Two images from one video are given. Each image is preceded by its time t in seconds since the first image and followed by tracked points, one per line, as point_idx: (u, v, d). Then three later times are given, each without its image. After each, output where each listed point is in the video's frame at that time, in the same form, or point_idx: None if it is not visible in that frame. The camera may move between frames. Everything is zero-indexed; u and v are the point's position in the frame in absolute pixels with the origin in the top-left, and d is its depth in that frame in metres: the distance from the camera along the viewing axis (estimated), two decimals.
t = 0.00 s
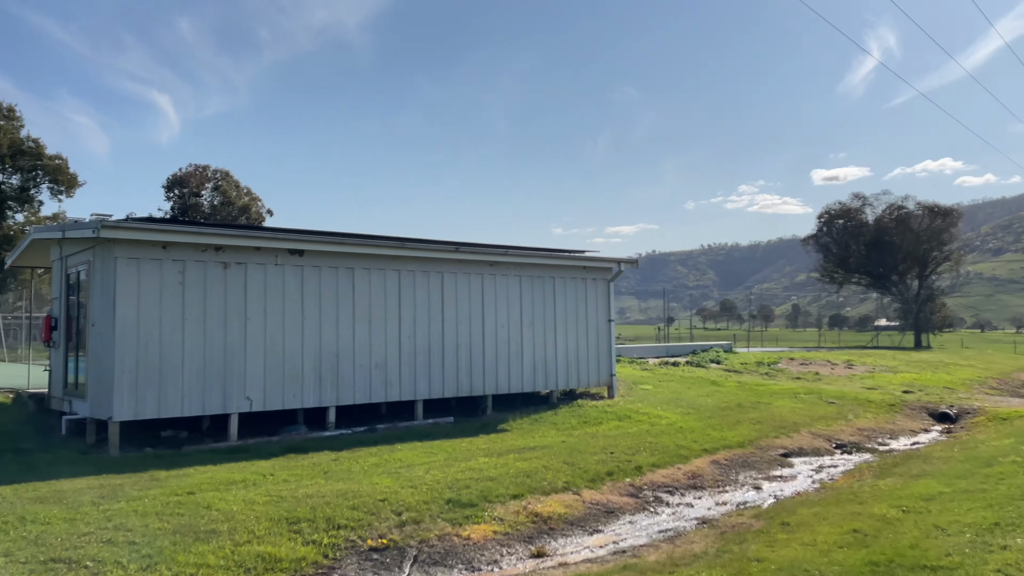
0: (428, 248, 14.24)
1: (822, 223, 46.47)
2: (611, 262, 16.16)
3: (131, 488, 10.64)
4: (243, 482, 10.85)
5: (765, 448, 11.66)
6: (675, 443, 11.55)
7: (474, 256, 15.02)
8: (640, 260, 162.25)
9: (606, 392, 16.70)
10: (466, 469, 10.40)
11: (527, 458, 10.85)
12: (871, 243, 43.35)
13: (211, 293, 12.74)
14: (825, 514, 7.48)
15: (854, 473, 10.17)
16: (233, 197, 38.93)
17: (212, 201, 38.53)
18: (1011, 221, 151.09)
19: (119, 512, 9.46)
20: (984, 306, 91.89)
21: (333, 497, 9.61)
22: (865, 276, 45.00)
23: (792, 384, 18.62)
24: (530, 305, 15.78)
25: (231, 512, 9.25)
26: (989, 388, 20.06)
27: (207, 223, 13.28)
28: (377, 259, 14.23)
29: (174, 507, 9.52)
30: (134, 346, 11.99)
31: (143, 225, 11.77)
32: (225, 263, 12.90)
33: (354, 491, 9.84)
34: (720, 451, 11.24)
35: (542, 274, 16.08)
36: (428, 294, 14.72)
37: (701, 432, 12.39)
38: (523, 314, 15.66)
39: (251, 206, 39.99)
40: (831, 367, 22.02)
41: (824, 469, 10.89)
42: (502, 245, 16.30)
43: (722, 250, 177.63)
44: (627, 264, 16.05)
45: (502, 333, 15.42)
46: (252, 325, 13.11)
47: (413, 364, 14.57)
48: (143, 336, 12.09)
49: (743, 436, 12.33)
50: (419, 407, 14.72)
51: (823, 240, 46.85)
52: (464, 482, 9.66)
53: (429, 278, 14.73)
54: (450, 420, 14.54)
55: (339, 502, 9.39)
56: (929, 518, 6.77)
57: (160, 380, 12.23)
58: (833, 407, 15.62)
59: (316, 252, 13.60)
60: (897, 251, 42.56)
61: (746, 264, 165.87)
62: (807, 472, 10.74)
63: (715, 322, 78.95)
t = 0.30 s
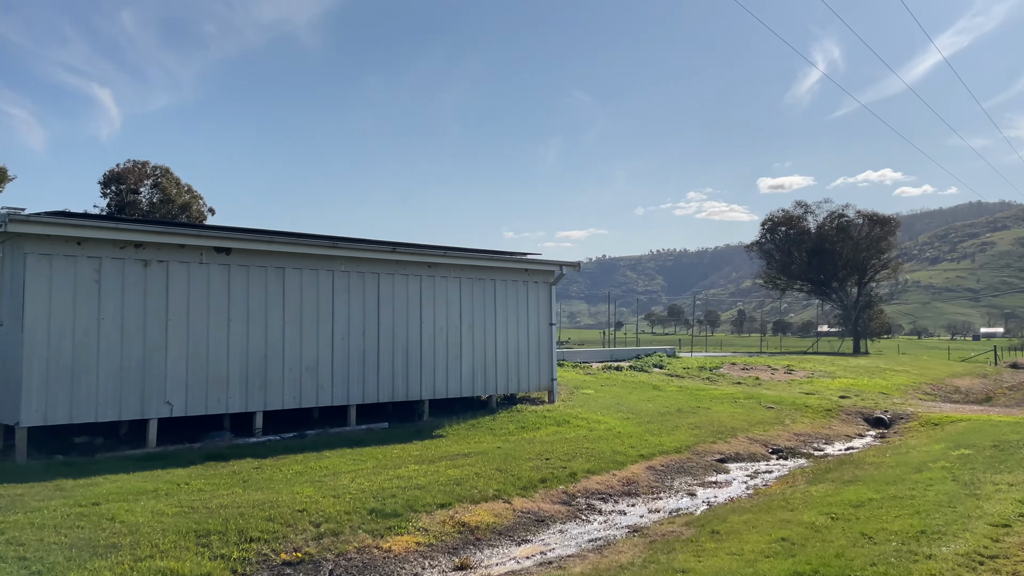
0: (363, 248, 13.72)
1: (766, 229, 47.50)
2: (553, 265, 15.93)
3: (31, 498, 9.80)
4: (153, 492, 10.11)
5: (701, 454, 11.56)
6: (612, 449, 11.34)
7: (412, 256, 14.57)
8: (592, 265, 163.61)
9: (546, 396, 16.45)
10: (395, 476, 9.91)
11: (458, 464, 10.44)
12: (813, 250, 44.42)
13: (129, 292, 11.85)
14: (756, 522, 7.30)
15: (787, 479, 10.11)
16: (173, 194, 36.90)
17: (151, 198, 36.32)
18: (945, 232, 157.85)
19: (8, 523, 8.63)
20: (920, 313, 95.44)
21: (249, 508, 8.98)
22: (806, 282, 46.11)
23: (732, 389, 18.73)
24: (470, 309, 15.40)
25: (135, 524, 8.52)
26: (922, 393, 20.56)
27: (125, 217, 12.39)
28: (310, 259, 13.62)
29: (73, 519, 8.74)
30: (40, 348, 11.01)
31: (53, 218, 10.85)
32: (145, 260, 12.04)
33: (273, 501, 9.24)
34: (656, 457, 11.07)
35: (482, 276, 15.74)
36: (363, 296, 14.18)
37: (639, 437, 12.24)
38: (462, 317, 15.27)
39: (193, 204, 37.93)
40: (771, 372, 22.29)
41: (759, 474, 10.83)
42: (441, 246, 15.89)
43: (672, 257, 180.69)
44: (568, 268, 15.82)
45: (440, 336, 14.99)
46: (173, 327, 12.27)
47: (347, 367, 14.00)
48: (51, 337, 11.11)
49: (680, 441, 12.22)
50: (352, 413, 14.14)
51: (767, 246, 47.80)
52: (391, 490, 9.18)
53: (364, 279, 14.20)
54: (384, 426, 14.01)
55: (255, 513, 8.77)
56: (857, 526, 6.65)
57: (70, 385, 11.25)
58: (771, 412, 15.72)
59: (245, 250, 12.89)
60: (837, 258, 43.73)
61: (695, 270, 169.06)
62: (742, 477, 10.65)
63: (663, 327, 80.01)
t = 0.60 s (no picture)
0: (303, 247, 13.17)
1: (715, 236, 48.32)
2: (499, 268, 15.65)
3: None
4: (64, 502, 9.39)
5: (644, 459, 11.47)
6: (554, 455, 11.12)
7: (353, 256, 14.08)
8: (547, 269, 164.23)
9: (492, 400, 16.14)
10: (327, 484, 9.44)
11: (395, 471, 10.03)
12: (760, 257, 45.38)
13: (49, 291, 11.01)
14: (693, 530, 7.15)
15: (728, 485, 10.05)
16: (117, 192, 34.24)
17: (93, 195, 33.44)
18: (887, 242, 163.82)
19: None
20: (863, 320, 98.64)
21: (167, 519, 8.39)
22: (754, 288, 47.03)
23: (679, 394, 18.80)
24: (413, 312, 14.96)
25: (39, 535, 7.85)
26: (863, 399, 21.00)
27: (45, 211, 11.53)
28: (246, 258, 13.00)
29: None
30: None
31: None
32: (67, 257, 11.21)
33: (193, 511, 8.67)
34: (599, 463, 10.90)
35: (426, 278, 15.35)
36: (302, 298, 13.62)
37: (583, 442, 12.08)
38: (405, 320, 14.83)
39: (138, 203, 35.19)
40: (718, 377, 22.51)
41: (701, 480, 10.77)
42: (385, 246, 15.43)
43: (627, 262, 182.88)
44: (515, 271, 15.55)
45: (383, 339, 14.53)
46: (96, 328, 11.46)
47: (284, 371, 13.41)
48: None
49: (624, 446, 12.11)
50: (289, 417, 13.56)
51: (715, 252, 48.61)
52: (320, 499, 8.72)
53: (303, 280, 13.65)
54: (322, 431, 13.47)
55: (173, 523, 8.20)
56: (794, 534, 6.55)
57: None
58: (716, 417, 15.77)
59: (177, 248, 12.18)
60: (784, 265, 44.74)
61: (648, 276, 171.40)
62: (683, 483, 10.56)
63: (616, 331, 80.67)
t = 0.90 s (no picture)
0: (246, 247, 12.49)
1: (675, 242, 48.75)
2: (451, 271, 15.15)
3: None
4: None
5: (596, 467, 11.23)
6: (504, 463, 10.78)
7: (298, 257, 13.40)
8: (511, 273, 164.10)
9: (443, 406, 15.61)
10: (263, 496, 8.86)
11: (335, 481, 9.51)
12: (719, 263, 45.93)
13: None
14: (640, 542, 6.88)
15: (680, 493, 9.85)
16: (65, 189, 32.60)
17: (40, 192, 31.69)
18: (842, 251, 168.22)
19: None
20: (819, 326, 100.89)
21: (82, 532, 7.73)
22: (713, 294, 47.54)
23: (635, 400, 18.70)
24: (362, 315, 14.35)
25: None
26: (818, 405, 21.17)
27: None
28: (185, 257, 12.24)
29: None
30: None
31: None
32: None
33: (113, 524, 8.02)
34: (550, 472, 10.61)
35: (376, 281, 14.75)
36: (244, 300, 12.91)
37: (535, 450, 11.78)
38: (354, 324, 14.22)
39: (87, 201, 33.60)
40: (675, 382, 22.52)
41: (653, 488, 10.56)
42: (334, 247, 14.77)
43: (590, 267, 184.03)
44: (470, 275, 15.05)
45: (329, 344, 13.90)
46: (17, 331, 10.56)
47: (223, 375, 12.68)
48: None
49: (576, 454, 11.85)
50: (229, 424, 12.84)
51: (675, 258, 49.04)
52: (252, 512, 8.16)
53: (246, 281, 12.95)
54: (264, 439, 12.79)
55: (88, 536, 7.54)
56: (742, 547, 6.34)
57: None
58: (671, 424, 15.65)
59: (110, 245, 11.36)
60: (742, 271, 45.37)
61: (611, 281, 172.80)
62: (635, 492, 10.33)
63: (578, 336, 80.84)
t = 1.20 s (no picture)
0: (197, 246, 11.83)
1: (643, 245, 48.99)
2: (415, 272, 14.63)
3: None
4: None
5: (557, 472, 11.02)
6: (462, 469, 10.50)
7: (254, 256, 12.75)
8: (482, 276, 163.80)
9: (407, 411, 15.01)
10: (207, 504, 8.43)
11: (285, 489, 9.12)
12: (686, 266, 46.29)
13: None
14: (595, 550, 6.67)
15: (640, 498, 9.68)
16: (25, 189, 31.30)
17: None
18: (808, 255, 171.36)
19: None
20: (785, 329, 102.52)
21: (8, 543, 7.22)
22: (680, 297, 47.89)
23: (600, 403, 18.60)
24: (321, 318, 13.62)
25: None
26: (782, 408, 21.31)
27: None
28: (132, 257, 11.55)
29: None
30: None
31: None
32: None
33: (42, 536, 7.51)
34: (509, 477, 10.36)
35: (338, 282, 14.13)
36: (196, 301, 12.23)
37: (496, 455, 11.54)
38: (312, 326, 13.52)
39: (47, 201, 32.37)
40: (641, 385, 22.50)
41: (614, 493, 10.39)
42: (292, 247, 14.10)
43: (561, 270, 184.63)
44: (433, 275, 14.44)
45: (286, 347, 13.20)
46: None
47: (173, 380, 11.97)
48: None
49: (537, 459, 11.64)
50: (179, 430, 12.20)
51: (643, 261, 49.29)
52: (193, 522, 7.74)
53: (198, 281, 12.26)
54: (216, 447, 12.14)
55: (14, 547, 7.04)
56: (699, 555, 6.18)
57: None
58: (635, 427, 15.55)
59: (50, 244, 10.67)
60: (709, 274, 45.79)
61: (582, 284, 173.59)
62: (595, 497, 10.15)
63: (548, 339, 80.93)
